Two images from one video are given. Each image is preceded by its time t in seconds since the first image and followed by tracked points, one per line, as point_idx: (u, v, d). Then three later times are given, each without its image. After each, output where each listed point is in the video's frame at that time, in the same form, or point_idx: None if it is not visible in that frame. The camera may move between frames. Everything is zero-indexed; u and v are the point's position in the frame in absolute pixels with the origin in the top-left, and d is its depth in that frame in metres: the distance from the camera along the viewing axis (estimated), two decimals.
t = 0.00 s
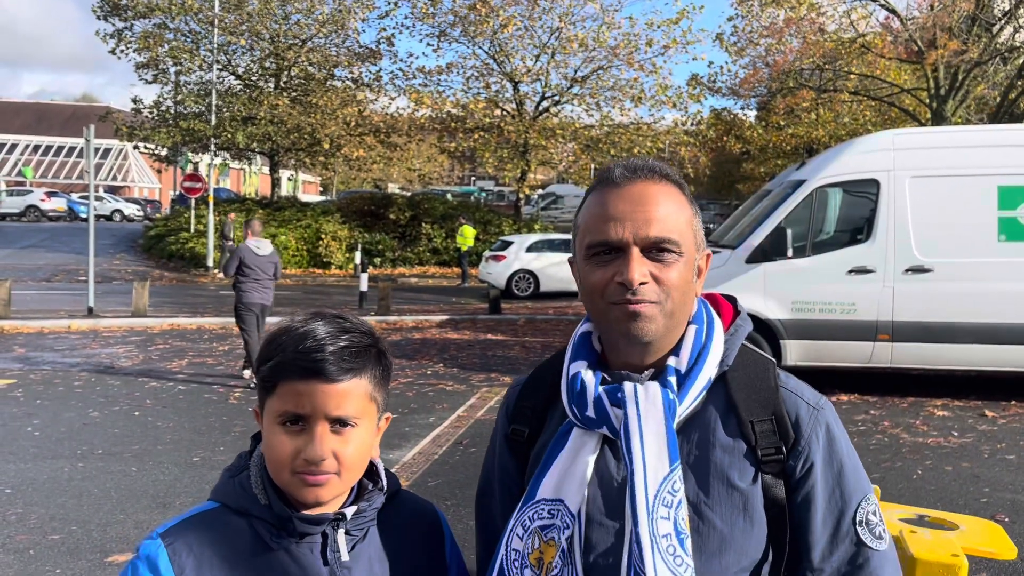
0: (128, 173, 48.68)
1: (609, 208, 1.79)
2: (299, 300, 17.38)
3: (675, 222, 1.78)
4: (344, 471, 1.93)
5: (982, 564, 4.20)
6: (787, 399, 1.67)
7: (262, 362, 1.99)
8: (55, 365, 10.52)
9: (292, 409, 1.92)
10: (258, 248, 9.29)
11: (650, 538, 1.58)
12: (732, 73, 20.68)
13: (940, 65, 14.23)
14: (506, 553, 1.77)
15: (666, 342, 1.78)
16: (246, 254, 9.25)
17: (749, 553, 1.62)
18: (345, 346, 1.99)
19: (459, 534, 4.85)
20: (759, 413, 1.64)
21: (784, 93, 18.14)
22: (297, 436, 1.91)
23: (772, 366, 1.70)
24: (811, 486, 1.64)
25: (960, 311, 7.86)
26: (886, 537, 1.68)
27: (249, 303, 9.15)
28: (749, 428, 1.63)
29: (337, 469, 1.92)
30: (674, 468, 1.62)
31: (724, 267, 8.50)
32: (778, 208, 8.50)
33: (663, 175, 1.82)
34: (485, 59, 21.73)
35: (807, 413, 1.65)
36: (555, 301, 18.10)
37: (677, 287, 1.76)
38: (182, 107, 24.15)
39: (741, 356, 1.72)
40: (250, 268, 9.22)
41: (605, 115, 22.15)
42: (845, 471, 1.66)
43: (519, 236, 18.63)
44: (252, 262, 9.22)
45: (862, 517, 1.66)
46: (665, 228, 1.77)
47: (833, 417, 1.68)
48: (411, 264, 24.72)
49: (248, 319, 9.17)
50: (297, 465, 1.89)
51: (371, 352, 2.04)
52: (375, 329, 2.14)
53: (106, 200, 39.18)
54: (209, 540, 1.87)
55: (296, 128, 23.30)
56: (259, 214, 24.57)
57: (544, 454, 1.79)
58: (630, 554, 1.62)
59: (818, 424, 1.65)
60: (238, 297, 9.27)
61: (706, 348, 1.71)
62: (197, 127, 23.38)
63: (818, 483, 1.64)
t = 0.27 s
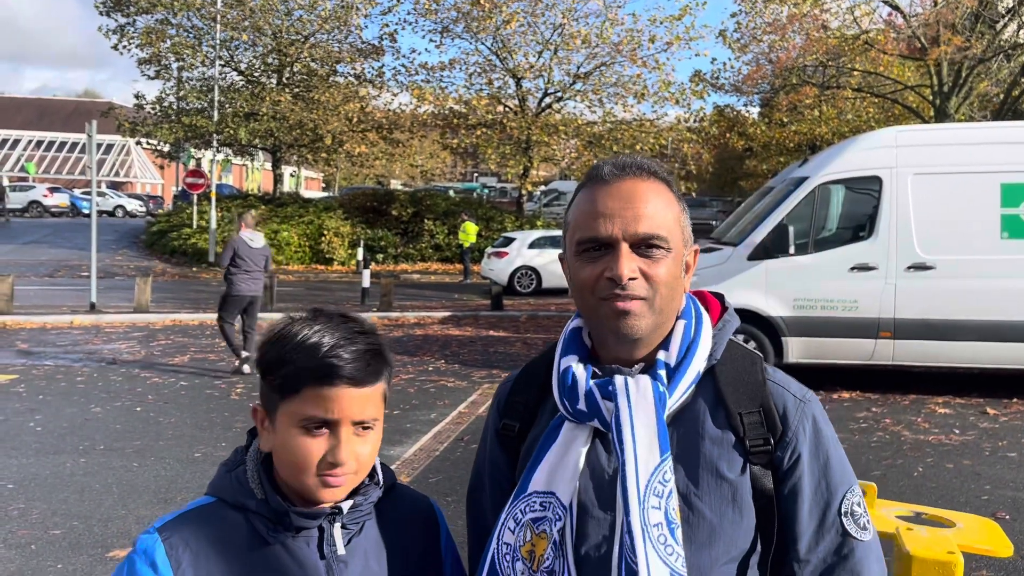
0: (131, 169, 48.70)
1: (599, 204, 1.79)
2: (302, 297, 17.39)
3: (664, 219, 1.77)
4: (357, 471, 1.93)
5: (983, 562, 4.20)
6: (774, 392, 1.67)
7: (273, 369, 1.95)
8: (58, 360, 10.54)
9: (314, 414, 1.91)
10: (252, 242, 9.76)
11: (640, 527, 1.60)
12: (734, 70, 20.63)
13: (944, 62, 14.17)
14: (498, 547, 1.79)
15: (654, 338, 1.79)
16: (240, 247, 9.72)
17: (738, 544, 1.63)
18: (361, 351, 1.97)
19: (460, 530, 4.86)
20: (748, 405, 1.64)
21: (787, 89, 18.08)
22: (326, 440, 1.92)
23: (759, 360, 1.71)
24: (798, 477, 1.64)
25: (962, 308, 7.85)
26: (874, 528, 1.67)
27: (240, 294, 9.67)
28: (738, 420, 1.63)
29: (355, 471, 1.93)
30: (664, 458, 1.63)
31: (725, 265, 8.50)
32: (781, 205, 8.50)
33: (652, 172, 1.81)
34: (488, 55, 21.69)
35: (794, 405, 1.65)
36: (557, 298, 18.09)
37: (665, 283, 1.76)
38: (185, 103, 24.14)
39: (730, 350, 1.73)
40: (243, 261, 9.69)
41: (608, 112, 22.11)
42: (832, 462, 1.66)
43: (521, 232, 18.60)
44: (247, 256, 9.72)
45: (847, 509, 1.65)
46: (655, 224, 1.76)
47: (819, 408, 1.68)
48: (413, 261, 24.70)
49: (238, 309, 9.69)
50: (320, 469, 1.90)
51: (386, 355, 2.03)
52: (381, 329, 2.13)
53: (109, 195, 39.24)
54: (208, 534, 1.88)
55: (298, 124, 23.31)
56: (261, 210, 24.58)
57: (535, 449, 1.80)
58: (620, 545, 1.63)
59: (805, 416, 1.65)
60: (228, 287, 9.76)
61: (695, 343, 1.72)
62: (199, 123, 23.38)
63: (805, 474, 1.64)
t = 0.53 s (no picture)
0: (133, 165, 48.72)
1: (593, 198, 1.79)
2: (304, 292, 17.40)
3: (658, 213, 1.76)
4: (359, 464, 1.92)
5: (984, 557, 4.19)
6: (776, 384, 1.67)
7: (278, 359, 1.93)
8: (60, 355, 10.55)
9: (316, 405, 1.89)
10: (239, 240, 10.03)
11: (632, 517, 1.60)
12: (737, 66, 20.58)
13: (947, 58, 14.14)
14: (495, 535, 1.79)
15: (649, 329, 1.80)
16: (228, 245, 9.99)
17: (734, 537, 1.63)
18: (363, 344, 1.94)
19: (460, 525, 4.86)
20: (748, 397, 1.64)
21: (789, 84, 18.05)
22: (329, 431, 1.90)
23: (762, 353, 1.71)
24: (799, 470, 1.63)
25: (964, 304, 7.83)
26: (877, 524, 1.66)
27: (228, 289, 9.97)
28: (737, 412, 1.63)
29: (356, 465, 1.92)
30: (658, 447, 1.63)
31: (726, 260, 8.50)
32: (782, 201, 8.50)
33: (648, 164, 1.80)
34: (490, 51, 21.67)
35: (795, 399, 1.65)
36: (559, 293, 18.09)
37: (657, 278, 1.76)
38: (187, 98, 24.15)
39: (731, 343, 1.73)
40: (231, 258, 9.97)
41: (610, 108, 22.10)
42: (833, 456, 1.65)
43: (523, 228, 18.59)
44: (234, 252, 9.98)
45: (850, 505, 1.64)
46: (646, 218, 1.75)
47: (822, 403, 1.68)
48: (415, 256, 24.71)
49: (227, 304, 9.97)
50: (322, 457, 1.88)
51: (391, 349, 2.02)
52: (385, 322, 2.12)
53: (111, 190, 39.29)
54: (204, 524, 1.88)
55: (300, 120, 23.32)
56: (263, 206, 24.59)
57: (534, 438, 1.81)
58: (615, 535, 1.64)
59: (807, 410, 1.65)
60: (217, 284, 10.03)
61: (695, 335, 1.72)
62: (201, 118, 23.39)
63: (805, 467, 1.63)
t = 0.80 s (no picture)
0: (134, 160, 48.70)
1: (593, 188, 1.78)
2: (303, 287, 17.38)
3: (656, 203, 1.73)
4: (330, 462, 1.89)
5: (984, 553, 4.18)
6: (791, 384, 1.63)
7: (258, 342, 1.93)
8: (59, 349, 10.54)
9: (285, 398, 1.87)
10: (221, 232, 10.16)
11: (629, 518, 1.59)
12: (738, 62, 20.51)
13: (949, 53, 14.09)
14: (499, 531, 1.79)
15: (649, 321, 1.78)
16: (210, 238, 10.12)
17: (740, 542, 1.60)
18: (341, 340, 1.91)
19: (458, 521, 4.84)
20: (759, 397, 1.61)
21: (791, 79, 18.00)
22: (288, 424, 1.87)
23: (778, 352, 1.67)
24: (811, 475, 1.59)
25: (965, 300, 7.80)
26: (897, 534, 1.61)
27: (212, 282, 10.20)
28: (747, 413, 1.60)
29: (322, 462, 1.88)
30: (659, 446, 1.62)
31: (728, 256, 8.49)
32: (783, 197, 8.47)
33: (652, 154, 1.77)
34: (490, 46, 21.62)
35: (811, 400, 1.61)
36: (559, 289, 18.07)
37: (654, 270, 1.73)
38: (187, 93, 24.12)
39: (746, 339, 1.70)
40: (214, 251, 10.13)
41: (611, 103, 22.06)
42: (851, 461, 1.61)
43: (523, 224, 18.56)
44: (217, 245, 10.13)
45: (867, 515, 1.59)
46: (641, 209, 1.72)
47: (841, 406, 1.63)
48: (415, 252, 24.70)
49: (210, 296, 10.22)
50: (281, 451, 1.84)
51: (371, 346, 1.99)
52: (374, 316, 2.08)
53: (112, 185, 39.29)
54: (187, 514, 1.86)
55: (301, 115, 23.25)
56: (263, 201, 24.57)
57: (540, 432, 1.82)
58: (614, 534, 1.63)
59: (821, 413, 1.60)
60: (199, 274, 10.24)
61: (705, 331, 1.69)
62: (202, 113, 23.35)
63: (819, 472, 1.59)
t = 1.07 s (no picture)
0: (132, 154, 48.62)
1: (631, 175, 1.75)
2: (301, 282, 17.36)
3: (695, 193, 1.68)
4: (302, 467, 1.85)
5: (982, 551, 4.16)
6: (835, 402, 1.54)
7: (234, 339, 1.89)
8: (55, 344, 10.51)
9: (253, 400, 1.83)
10: (208, 227, 10.27)
11: (641, 530, 1.56)
12: (737, 57, 20.46)
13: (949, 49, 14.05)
14: (519, 534, 1.78)
15: (682, 319, 1.72)
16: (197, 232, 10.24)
17: (768, 567, 1.52)
18: (321, 344, 1.86)
19: (454, 516, 4.82)
20: (798, 411, 1.53)
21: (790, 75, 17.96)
22: (254, 427, 1.83)
23: (825, 365, 1.58)
24: (850, 500, 1.49)
25: (966, 297, 7.77)
26: None
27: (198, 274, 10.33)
28: (784, 428, 1.53)
29: (293, 466, 1.84)
30: (682, 456, 1.58)
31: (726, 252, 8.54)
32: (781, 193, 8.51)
33: (697, 144, 1.72)
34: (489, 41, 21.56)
35: (856, 419, 1.52)
36: (557, 285, 18.06)
37: (688, 264, 1.68)
38: (185, 87, 24.07)
39: (791, 348, 1.64)
40: (201, 244, 10.26)
41: (610, 98, 22.03)
42: (898, 490, 1.50)
43: (522, 220, 18.56)
44: (203, 239, 10.25)
45: (912, 551, 1.48)
46: (678, 198, 1.68)
47: (889, 427, 1.53)
48: (414, 247, 24.71)
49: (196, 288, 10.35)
50: (248, 457, 1.81)
51: (349, 350, 1.93)
52: (359, 319, 2.02)
53: (110, 180, 39.25)
54: (159, 515, 1.85)
55: (299, 110, 23.17)
56: (262, 195, 24.56)
57: (567, 432, 1.80)
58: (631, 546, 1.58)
59: (867, 434, 1.51)
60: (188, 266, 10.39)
61: (745, 338, 1.64)
62: (200, 108, 23.31)
63: (859, 497, 1.49)
